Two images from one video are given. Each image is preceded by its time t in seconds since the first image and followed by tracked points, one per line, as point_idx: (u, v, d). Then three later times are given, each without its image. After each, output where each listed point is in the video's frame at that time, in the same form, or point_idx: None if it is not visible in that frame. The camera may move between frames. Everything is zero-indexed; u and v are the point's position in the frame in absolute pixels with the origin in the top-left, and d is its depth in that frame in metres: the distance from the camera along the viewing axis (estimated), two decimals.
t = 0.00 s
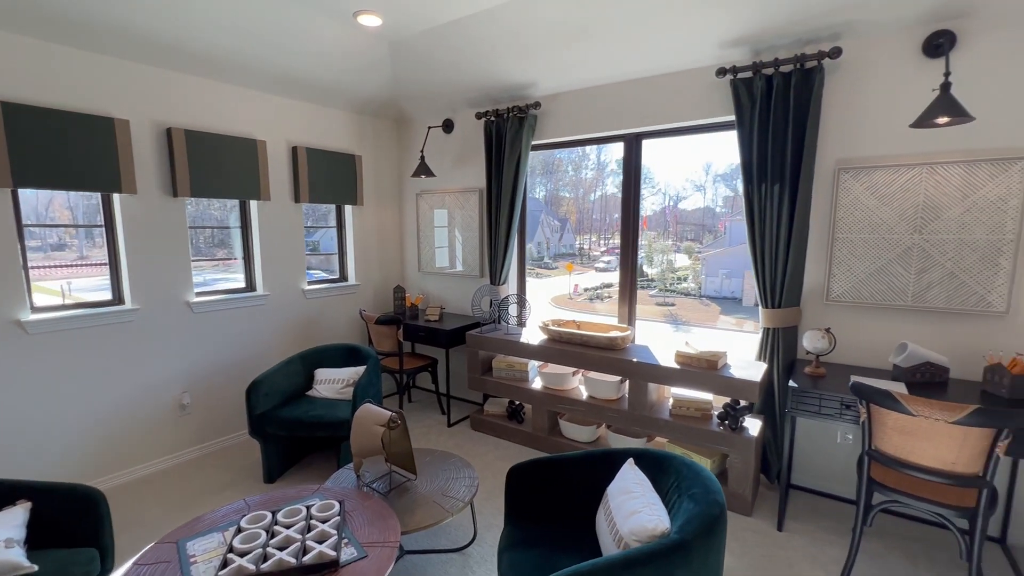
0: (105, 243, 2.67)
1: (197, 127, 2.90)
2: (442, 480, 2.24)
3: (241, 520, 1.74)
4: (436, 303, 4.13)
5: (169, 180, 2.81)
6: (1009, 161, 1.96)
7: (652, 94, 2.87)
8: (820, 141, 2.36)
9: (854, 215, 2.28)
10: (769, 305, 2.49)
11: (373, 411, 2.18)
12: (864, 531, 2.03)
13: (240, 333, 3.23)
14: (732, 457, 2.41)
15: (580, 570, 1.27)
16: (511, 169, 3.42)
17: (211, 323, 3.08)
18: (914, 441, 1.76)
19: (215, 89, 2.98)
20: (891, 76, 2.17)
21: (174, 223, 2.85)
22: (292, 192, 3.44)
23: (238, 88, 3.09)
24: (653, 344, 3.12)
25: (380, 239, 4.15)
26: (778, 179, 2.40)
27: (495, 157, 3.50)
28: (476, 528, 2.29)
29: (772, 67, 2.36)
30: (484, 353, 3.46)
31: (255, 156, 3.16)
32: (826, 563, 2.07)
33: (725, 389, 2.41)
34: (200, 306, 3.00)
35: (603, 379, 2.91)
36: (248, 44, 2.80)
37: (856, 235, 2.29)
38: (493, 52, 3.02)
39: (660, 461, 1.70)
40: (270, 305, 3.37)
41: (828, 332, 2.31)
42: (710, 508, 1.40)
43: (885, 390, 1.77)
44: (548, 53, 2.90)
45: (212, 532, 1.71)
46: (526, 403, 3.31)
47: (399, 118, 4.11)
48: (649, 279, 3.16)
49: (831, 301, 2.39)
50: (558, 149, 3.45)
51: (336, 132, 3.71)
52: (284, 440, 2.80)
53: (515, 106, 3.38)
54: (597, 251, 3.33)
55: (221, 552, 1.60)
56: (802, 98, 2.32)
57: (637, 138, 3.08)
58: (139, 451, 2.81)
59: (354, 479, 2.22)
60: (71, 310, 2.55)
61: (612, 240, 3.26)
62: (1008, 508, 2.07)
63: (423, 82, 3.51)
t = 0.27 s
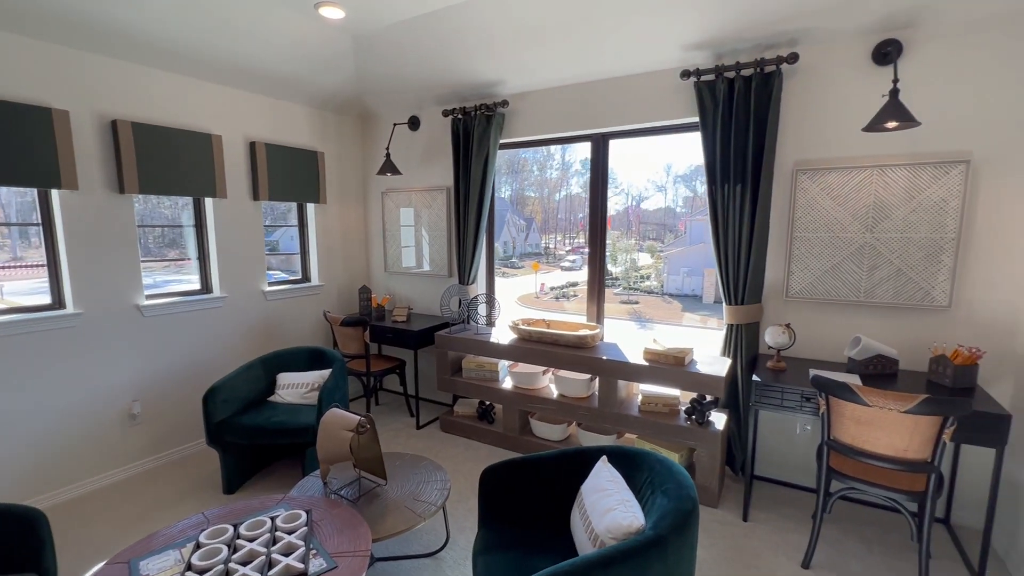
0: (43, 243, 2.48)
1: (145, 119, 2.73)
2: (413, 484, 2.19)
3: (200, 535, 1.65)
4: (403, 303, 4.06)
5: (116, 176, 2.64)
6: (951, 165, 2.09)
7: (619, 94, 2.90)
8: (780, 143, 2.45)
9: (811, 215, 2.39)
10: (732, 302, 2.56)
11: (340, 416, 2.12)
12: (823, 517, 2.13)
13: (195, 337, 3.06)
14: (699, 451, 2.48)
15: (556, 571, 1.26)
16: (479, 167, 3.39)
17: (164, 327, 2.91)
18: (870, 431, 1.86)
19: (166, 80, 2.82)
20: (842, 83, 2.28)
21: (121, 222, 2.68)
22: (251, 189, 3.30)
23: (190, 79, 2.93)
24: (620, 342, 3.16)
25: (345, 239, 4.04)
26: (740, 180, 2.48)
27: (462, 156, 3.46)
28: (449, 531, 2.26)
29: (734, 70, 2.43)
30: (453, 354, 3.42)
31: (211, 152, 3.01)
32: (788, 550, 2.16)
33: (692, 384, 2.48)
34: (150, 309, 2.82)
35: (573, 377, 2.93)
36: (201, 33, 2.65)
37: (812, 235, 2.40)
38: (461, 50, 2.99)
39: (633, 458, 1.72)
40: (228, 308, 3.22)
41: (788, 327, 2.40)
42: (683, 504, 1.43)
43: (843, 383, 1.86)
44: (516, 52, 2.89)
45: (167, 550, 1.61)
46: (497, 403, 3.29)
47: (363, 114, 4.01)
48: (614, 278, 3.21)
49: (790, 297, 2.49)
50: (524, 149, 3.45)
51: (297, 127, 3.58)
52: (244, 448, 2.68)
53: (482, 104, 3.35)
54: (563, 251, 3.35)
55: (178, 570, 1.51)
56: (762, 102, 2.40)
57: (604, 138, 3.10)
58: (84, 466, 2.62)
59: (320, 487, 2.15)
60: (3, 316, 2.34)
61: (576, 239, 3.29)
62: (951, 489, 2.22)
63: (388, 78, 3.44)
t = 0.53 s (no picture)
0: None
1: (86, 110, 2.55)
2: (382, 488, 2.15)
3: (153, 550, 1.55)
4: (368, 303, 3.97)
5: (53, 170, 2.45)
6: (895, 167, 2.22)
7: (585, 94, 2.93)
8: (739, 144, 2.53)
9: (768, 213, 2.48)
10: (695, 298, 2.64)
11: (305, 420, 2.05)
12: (783, 503, 2.22)
13: (145, 341, 2.89)
14: (665, 444, 2.55)
15: (530, 569, 1.26)
16: (446, 165, 3.36)
17: (109, 331, 2.73)
18: (825, 419, 1.96)
19: (109, 68, 2.64)
20: (795, 87, 2.38)
21: (60, 219, 2.49)
22: (204, 185, 3.14)
23: (136, 68, 2.75)
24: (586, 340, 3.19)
25: (306, 237, 3.91)
26: (701, 179, 2.56)
27: (428, 153, 3.42)
28: (419, 534, 2.23)
29: (695, 72, 2.50)
30: (421, 353, 3.37)
31: (160, 145, 2.84)
32: (751, 536, 2.25)
33: (658, 379, 2.53)
34: (94, 312, 2.64)
35: (542, 374, 2.94)
36: (148, 19, 2.50)
37: (770, 232, 2.50)
38: (426, 45, 2.94)
39: (604, 453, 1.74)
40: (181, 310, 3.05)
41: (748, 322, 2.50)
42: (654, 496, 1.46)
43: (800, 373, 1.94)
44: (482, 49, 2.87)
45: (116, 568, 1.51)
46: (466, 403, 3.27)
47: (324, 108, 3.89)
48: (579, 276, 3.25)
49: (750, 293, 2.58)
50: (489, 147, 3.44)
51: (254, 121, 3.44)
52: (201, 457, 2.55)
53: (448, 101, 3.31)
54: (528, 250, 3.37)
55: None
56: (722, 103, 2.48)
57: (570, 136, 3.13)
58: (20, 482, 2.43)
59: (284, 495, 2.07)
60: None
61: (541, 237, 3.31)
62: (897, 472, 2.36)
63: (351, 72, 3.34)
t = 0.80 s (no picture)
0: None
1: (17, 99, 2.36)
2: (347, 492, 2.09)
3: (99, 568, 1.46)
4: (330, 303, 3.87)
5: None
6: (842, 167, 2.33)
7: (550, 92, 2.95)
8: (699, 144, 2.61)
9: (727, 211, 2.57)
10: (658, 294, 2.71)
11: (265, 425, 1.98)
12: (743, 491, 2.31)
13: (88, 347, 2.71)
14: (631, 438, 2.60)
15: (501, 568, 1.26)
16: (410, 162, 3.30)
17: (48, 336, 2.54)
18: (781, 409, 2.04)
19: (42, 55, 2.45)
20: (749, 90, 2.48)
21: None
22: (152, 181, 2.97)
23: (74, 55, 2.57)
24: (553, 337, 3.22)
25: (264, 235, 3.77)
26: (663, 178, 2.62)
27: (391, 150, 3.35)
28: (387, 538, 2.19)
29: (656, 73, 2.55)
30: (386, 354, 3.31)
31: (102, 138, 2.67)
32: (713, 524, 2.32)
33: (624, 374, 2.58)
34: (30, 317, 2.45)
35: (510, 372, 2.94)
36: (86, 4, 2.34)
37: (728, 230, 2.58)
38: (388, 40, 2.88)
39: (571, 449, 1.76)
40: (128, 313, 2.88)
41: (709, 317, 2.58)
42: (621, 489, 1.48)
43: (757, 365, 2.02)
44: (446, 45, 2.83)
45: None
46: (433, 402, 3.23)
47: (281, 102, 3.76)
48: (545, 274, 3.27)
49: (710, 289, 2.67)
50: (452, 144, 3.41)
51: (206, 114, 3.28)
52: (153, 467, 2.42)
53: (411, 97, 3.25)
54: (493, 249, 3.36)
55: None
56: (682, 103, 2.55)
57: (536, 134, 3.14)
58: None
59: (244, 503, 1.99)
60: None
61: (507, 236, 3.31)
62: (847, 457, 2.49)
63: (310, 66, 3.24)
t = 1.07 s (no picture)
0: None
1: None
2: (307, 497, 2.03)
3: None
4: (288, 304, 3.74)
5: None
6: (791, 167, 2.44)
7: (512, 90, 2.95)
8: (657, 143, 2.67)
9: (685, 209, 2.64)
10: (620, 290, 2.76)
11: (219, 431, 1.90)
12: (702, 480, 2.38)
13: (22, 353, 2.52)
14: (595, 432, 2.65)
15: (464, 566, 1.25)
16: (370, 158, 3.23)
17: None
18: (737, 400, 2.11)
19: None
20: (704, 92, 2.55)
21: None
22: (91, 176, 2.79)
23: None
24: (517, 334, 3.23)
25: (217, 234, 3.60)
26: (623, 176, 2.67)
27: (351, 145, 3.27)
28: (350, 542, 2.14)
29: (616, 73, 2.60)
30: (348, 355, 3.24)
31: (34, 130, 2.48)
32: (674, 513, 2.39)
33: (587, 370, 2.62)
34: None
35: (474, 371, 2.93)
36: None
37: (686, 227, 2.66)
38: (346, 33, 2.80)
39: (535, 444, 1.76)
40: (66, 316, 2.70)
41: (668, 312, 2.65)
42: (583, 483, 1.50)
43: (714, 358, 2.09)
44: (407, 40, 2.78)
45: None
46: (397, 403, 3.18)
47: (233, 95, 3.60)
48: (511, 273, 3.27)
49: (670, 285, 2.74)
50: (415, 141, 3.35)
51: (151, 106, 3.11)
52: (95, 480, 2.28)
53: (371, 92, 3.19)
54: (460, 247, 3.34)
55: None
56: (641, 103, 2.60)
57: (498, 132, 3.14)
58: None
59: (196, 514, 1.90)
60: None
61: (473, 235, 3.29)
62: (798, 444, 2.62)
63: (263, 58, 3.11)
